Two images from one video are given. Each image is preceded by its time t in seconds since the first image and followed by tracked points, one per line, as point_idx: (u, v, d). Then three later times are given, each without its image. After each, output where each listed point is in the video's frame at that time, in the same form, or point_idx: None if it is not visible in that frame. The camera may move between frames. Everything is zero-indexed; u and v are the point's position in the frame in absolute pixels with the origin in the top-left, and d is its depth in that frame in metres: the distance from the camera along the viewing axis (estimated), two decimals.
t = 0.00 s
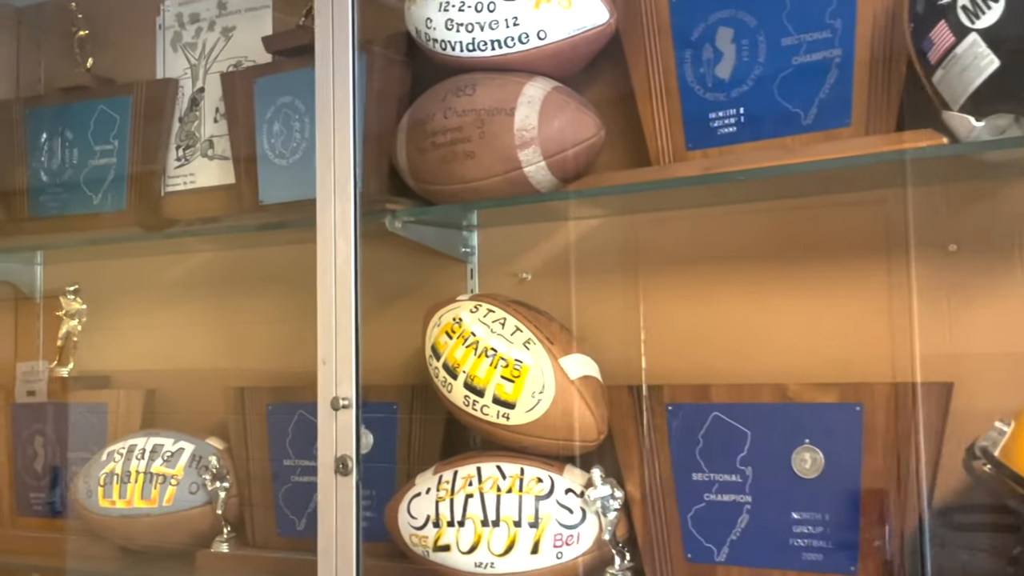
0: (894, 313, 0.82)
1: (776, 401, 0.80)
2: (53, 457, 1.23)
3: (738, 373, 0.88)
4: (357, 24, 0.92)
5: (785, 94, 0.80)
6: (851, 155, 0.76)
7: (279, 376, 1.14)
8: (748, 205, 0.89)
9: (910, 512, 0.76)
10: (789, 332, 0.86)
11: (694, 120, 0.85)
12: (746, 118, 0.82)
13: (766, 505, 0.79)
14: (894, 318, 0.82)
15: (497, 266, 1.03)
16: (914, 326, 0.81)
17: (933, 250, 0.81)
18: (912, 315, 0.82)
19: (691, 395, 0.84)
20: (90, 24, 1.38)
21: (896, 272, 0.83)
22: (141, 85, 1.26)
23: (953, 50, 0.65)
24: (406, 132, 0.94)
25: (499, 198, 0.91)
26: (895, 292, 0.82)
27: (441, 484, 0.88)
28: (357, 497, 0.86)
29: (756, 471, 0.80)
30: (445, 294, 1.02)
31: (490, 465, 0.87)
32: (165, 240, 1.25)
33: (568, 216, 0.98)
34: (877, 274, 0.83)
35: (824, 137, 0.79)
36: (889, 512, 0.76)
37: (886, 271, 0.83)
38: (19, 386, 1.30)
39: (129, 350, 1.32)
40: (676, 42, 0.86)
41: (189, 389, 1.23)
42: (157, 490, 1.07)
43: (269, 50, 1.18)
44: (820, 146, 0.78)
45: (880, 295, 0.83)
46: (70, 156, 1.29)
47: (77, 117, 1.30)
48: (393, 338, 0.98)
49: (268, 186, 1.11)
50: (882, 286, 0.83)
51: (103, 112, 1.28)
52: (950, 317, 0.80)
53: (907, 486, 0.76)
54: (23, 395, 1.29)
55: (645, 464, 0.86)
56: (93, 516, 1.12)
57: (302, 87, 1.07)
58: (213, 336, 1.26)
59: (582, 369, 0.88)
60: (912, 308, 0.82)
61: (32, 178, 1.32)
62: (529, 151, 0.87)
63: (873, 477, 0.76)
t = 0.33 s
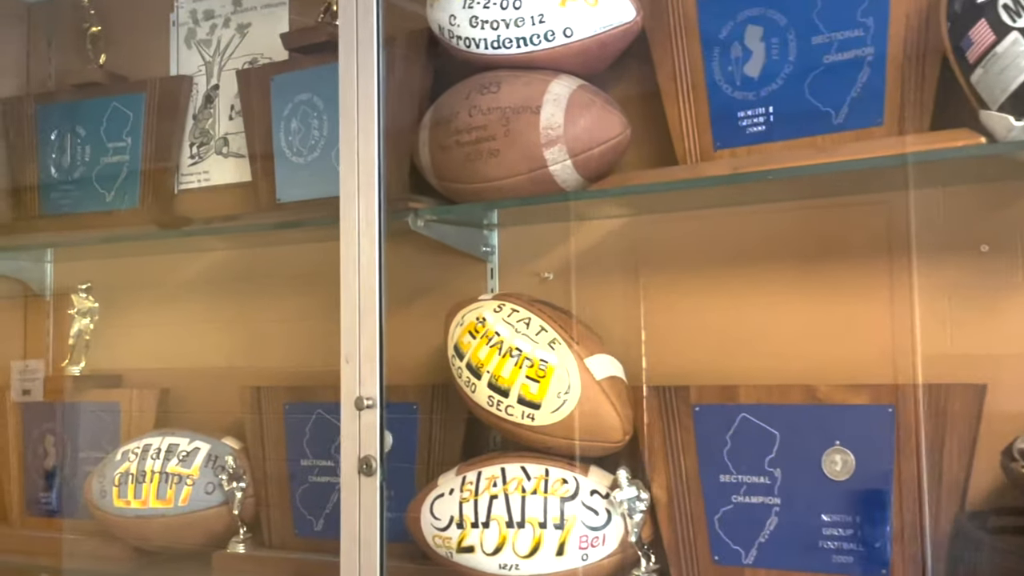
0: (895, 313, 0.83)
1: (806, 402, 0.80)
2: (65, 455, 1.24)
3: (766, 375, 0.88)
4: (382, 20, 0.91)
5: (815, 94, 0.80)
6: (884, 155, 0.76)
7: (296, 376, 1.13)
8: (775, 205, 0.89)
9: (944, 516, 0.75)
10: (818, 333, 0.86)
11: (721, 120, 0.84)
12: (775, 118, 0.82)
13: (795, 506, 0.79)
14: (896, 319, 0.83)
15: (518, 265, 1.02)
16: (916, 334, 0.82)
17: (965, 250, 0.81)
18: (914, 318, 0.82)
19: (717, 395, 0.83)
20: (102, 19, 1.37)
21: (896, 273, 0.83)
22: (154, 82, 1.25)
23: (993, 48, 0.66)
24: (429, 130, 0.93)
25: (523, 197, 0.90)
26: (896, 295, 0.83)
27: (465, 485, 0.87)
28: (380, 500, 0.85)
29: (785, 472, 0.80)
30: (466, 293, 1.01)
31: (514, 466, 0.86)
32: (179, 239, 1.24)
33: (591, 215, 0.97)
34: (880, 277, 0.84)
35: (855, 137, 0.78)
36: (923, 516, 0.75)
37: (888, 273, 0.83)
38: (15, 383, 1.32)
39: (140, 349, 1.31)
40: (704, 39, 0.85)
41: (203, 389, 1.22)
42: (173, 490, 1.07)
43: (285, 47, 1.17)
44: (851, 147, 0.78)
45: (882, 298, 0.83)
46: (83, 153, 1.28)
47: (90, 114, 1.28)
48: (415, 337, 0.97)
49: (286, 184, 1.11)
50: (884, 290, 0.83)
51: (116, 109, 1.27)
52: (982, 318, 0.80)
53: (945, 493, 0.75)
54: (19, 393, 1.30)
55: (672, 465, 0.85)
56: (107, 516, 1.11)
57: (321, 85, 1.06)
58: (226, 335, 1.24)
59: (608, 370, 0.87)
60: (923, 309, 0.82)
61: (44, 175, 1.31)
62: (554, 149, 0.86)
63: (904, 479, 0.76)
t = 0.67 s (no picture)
0: (913, 313, 0.83)
1: (839, 402, 0.79)
2: (77, 454, 1.23)
3: (794, 373, 0.88)
4: (407, 13, 0.90)
5: (848, 89, 0.79)
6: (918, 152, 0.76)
7: (314, 374, 1.12)
8: (802, 203, 0.88)
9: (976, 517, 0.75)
10: (847, 332, 0.86)
11: (751, 116, 0.83)
12: (806, 113, 0.81)
13: (827, 506, 0.78)
14: (898, 320, 0.84)
15: (538, 263, 1.01)
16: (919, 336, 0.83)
17: (998, 248, 0.81)
18: (916, 317, 0.83)
19: (746, 394, 0.82)
20: (114, 14, 1.37)
21: (899, 271, 0.84)
22: (167, 76, 1.24)
23: None
24: (452, 126, 0.92)
25: (548, 193, 0.90)
26: (898, 292, 0.84)
27: (489, 485, 0.86)
28: (404, 498, 0.84)
29: (816, 472, 0.79)
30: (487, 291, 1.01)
31: (539, 466, 0.85)
32: (194, 235, 1.23)
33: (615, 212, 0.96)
34: (882, 276, 0.85)
35: (888, 133, 0.77)
36: (956, 517, 0.76)
37: (890, 272, 0.85)
38: (8, 377, 1.28)
39: (150, 347, 1.30)
40: (733, 33, 0.84)
41: (216, 388, 1.21)
42: (187, 489, 1.05)
43: (301, 41, 1.16)
44: (885, 143, 0.77)
45: (885, 297, 0.84)
46: (94, 148, 1.27)
47: (102, 108, 1.27)
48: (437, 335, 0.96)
49: (302, 180, 1.10)
50: (886, 289, 0.84)
51: (128, 104, 1.25)
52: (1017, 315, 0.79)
53: (981, 493, 0.75)
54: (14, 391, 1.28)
55: (700, 464, 0.84)
56: (121, 515, 1.09)
57: (340, 80, 1.06)
58: (239, 332, 1.23)
59: (635, 368, 0.86)
60: (955, 307, 0.82)
61: (55, 169, 1.29)
62: (581, 145, 0.85)
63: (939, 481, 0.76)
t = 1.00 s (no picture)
0: (944, 310, 0.83)
1: (870, 400, 0.79)
2: (89, 450, 1.22)
3: (822, 372, 0.87)
4: (433, 8, 0.89)
5: (880, 84, 0.79)
6: (954, 147, 0.76)
7: (331, 371, 1.11)
8: (830, 199, 0.88)
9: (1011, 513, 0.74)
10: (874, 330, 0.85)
11: (779, 112, 0.83)
12: (838, 109, 0.80)
13: (857, 505, 0.78)
14: (912, 316, 0.84)
15: (560, 259, 1.00)
16: (921, 328, 0.83)
17: None
18: (946, 313, 0.83)
19: (775, 392, 0.82)
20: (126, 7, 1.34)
21: (912, 271, 0.84)
22: (181, 70, 1.23)
23: None
24: (475, 121, 0.91)
25: (573, 189, 0.89)
26: (901, 291, 0.85)
27: (514, 483, 0.85)
28: (430, 496, 0.83)
29: (847, 471, 0.78)
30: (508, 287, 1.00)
31: (565, 464, 0.84)
32: (208, 231, 1.22)
33: (638, 208, 0.95)
34: (884, 273, 0.85)
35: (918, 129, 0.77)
36: (990, 518, 0.74)
37: (893, 270, 0.85)
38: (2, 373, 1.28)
39: (163, 343, 1.29)
40: (761, 27, 0.84)
41: (230, 385, 1.20)
42: (204, 486, 1.04)
43: (318, 35, 1.15)
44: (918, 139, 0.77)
45: (888, 296, 0.85)
46: (106, 143, 1.26)
47: (114, 102, 1.26)
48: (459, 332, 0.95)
49: (319, 174, 1.09)
50: (890, 288, 0.85)
51: (141, 98, 1.24)
52: None
53: (1016, 495, 0.74)
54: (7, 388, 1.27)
55: (728, 462, 0.83)
56: (136, 512, 1.09)
57: (360, 75, 1.05)
58: (254, 329, 1.22)
59: (661, 366, 0.86)
60: (986, 304, 0.81)
61: (67, 163, 1.28)
62: (608, 140, 0.84)
63: (971, 480, 0.75)
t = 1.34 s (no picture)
0: (973, 304, 0.82)
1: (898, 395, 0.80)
2: (99, 445, 1.20)
3: (850, 367, 0.86)
4: None
5: (910, 77, 0.78)
6: (991, 141, 0.74)
7: (349, 366, 1.11)
8: (857, 193, 0.87)
9: None
10: (904, 324, 0.84)
11: (808, 105, 0.82)
12: (867, 102, 0.80)
13: (888, 502, 0.78)
14: (942, 310, 0.83)
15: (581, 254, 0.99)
16: (922, 327, 0.84)
17: None
18: (975, 309, 0.82)
19: (803, 387, 0.82)
20: None
21: (942, 267, 0.84)
22: (194, 62, 1.22)
23: None
24: (498, 113, 0.90)
25: (597, 182, 0.88)
26: (901, 290, 0.85)
27: (538, 478, 0.85)
28: (454, 492, 0.82)
29: (877, 467, 0.79)
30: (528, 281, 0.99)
31: (590, 459, 0.84)
32: (222, 225, 1.21)
33: (661, 202, 0.94)
34: (886, 270, 0.86)
35: (950, 123, 0.77)
36: None
37: (894, 267, 0.86)
38: None
39: (175, 338, 1.28)
40: (790, 18, 0.83)
41: (244, 380, 1.19)
42: (220, 482, 1.04)
43: (334, 26, 1.13)
44: (950, 133, 0.76)
45: (889, 295, 0.85)
46: (117, 135, 1.25)
47: (125, 95, 1.25)
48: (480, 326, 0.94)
49: (336, 167, 1.08)
50: (892, 286, 0.85)
51: (153, 90, 1.23)
52: None
53: None
54: None
55: (755, 459, 0.82)
56: (151, 508, 1.08)
57: (378, 68, 1.04)
58: (268, 323, 1.21)
59: (687, 361, 0.85)
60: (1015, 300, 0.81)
61: (78, 156, 1.27)
62: (634, 133, 0.84)
63: (1004, 477, 0.74)
